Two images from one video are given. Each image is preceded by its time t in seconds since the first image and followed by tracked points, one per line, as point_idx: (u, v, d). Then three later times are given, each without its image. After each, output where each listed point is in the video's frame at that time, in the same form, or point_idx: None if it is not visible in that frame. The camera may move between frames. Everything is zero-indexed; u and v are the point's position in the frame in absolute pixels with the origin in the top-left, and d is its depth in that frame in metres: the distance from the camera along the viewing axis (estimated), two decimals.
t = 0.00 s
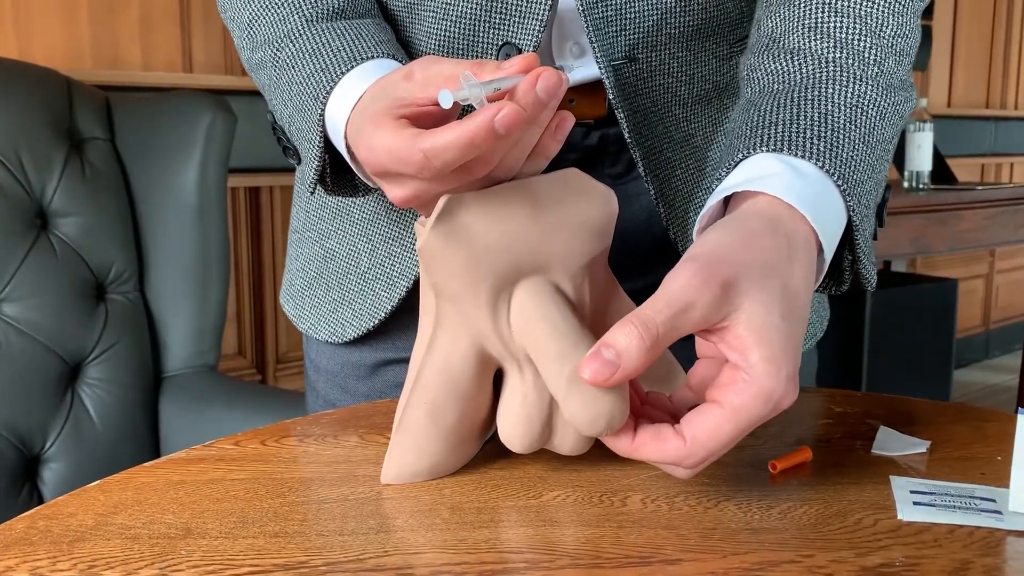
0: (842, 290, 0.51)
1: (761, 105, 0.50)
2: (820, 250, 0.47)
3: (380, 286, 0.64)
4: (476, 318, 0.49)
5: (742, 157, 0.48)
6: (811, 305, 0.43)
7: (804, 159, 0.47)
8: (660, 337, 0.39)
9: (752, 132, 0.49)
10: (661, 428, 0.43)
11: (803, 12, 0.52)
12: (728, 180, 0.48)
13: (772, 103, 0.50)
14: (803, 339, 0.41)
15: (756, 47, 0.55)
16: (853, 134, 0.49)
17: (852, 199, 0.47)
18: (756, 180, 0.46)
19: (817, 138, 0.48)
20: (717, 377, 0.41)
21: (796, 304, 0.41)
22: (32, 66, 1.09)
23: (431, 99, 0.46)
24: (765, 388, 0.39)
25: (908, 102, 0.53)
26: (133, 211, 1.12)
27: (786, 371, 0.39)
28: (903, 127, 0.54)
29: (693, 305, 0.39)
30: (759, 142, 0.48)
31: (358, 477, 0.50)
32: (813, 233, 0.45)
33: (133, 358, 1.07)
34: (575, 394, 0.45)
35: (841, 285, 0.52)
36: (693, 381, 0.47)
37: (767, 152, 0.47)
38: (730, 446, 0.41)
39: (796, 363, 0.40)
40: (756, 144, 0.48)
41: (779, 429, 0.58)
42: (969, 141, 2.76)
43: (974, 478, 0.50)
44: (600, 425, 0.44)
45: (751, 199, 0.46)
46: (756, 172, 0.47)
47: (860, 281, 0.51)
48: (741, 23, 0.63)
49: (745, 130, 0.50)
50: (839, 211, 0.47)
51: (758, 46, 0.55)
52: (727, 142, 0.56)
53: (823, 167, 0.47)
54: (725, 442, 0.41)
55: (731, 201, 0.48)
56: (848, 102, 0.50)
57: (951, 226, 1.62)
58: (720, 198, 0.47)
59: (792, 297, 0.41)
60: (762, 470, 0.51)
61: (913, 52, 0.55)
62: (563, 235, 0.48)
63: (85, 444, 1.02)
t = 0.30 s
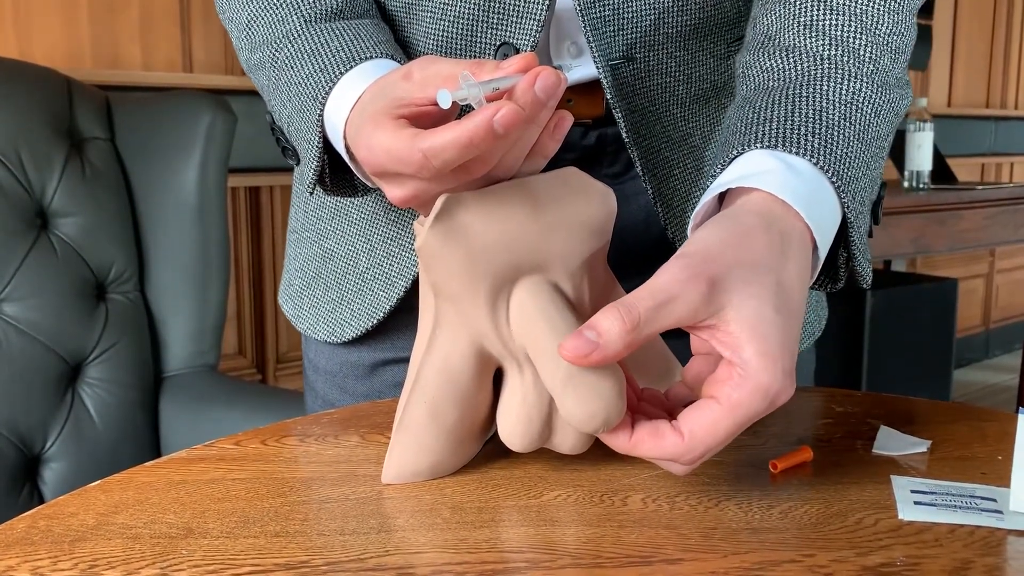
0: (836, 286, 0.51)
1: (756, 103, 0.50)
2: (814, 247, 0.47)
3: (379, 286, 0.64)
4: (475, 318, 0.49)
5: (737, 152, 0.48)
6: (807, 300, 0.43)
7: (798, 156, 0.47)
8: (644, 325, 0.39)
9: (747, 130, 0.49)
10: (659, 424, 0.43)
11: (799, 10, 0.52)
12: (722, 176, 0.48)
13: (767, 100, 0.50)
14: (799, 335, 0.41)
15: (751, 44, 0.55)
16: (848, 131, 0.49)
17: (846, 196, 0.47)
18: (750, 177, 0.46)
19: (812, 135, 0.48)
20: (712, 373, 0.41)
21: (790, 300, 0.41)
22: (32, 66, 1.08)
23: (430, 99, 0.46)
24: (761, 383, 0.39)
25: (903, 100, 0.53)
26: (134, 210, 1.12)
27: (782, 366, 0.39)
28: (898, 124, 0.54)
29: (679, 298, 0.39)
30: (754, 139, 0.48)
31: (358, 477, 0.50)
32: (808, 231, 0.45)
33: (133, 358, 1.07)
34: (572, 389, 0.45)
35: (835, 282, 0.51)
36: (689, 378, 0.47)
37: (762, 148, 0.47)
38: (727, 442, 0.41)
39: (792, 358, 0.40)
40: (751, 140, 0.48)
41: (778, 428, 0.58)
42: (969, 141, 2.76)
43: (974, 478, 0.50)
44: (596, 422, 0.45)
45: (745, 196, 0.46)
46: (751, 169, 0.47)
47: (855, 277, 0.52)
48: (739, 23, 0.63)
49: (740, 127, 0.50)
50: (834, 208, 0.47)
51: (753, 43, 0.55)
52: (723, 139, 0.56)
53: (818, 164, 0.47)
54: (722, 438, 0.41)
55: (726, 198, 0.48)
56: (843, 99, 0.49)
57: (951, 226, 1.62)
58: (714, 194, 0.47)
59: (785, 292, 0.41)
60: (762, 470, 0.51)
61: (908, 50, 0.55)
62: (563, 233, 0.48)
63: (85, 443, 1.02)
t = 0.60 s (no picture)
0: (834, 286, 0.51)
1: (753, 102, 0.50)
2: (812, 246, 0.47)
3: (377, 288, 0.64)
4: (476, 318, 0.49)
5: (734, 151, 0.48)
6: (803, 300, 0.43)
7: (794, 153, 0.48)
8: (639, 328, 0.39)
9: (743, 128, 0.49)
10: (657, 425, 0.43)
11: (796, 9, 0.52)
12: (719, 175, 0.48)
13: (764, 99, 0.50)
14: (796, 333, 0.41)
15: (749, 44, 0.55)
16: (845, 129, 0.49)
17: (843, 194, 0.47)
18: (747, 175, 0.46)
19: (809, 134, 0.48)
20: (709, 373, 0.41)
21: (786, 299, 0.41)
22: (33, 66, 1.08)
23: (434, 96, 0.46)
24: (759, 382, 0.39)
25: (900, 99, 0.53)
26: (134, 211, 1.12)
27: (779, 364, 0.39)
28: (895, 123, 0.54)
29: (674, 299, 0.39)
30: (750, 138, 0.48)
31: (359, 478, 0.50)
32: (805, 231, 0.45)
33: (134, 359, 1.07)
34: (571, 392, 0.45)
35: (833, 281, 0.51)
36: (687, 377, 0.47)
37: (759, 146, 0.48)
38: (726, 441, 0.41)
39: (789, 356, 0.40)
40: (748, 139, 0.48)
41: (778, 429, 0.58)
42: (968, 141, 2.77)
43: (974, 478, 0.50)
44: (595, 424, 0.45)
45: (740, 194, 0.46)
46: (748, 168, 0.47)
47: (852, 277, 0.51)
48: (737, 23, 0.63)
49: (737, 126, 0.50)
50: (831, 206, 0.47)
51: (751, 43, 0.55)
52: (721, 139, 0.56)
53: (815, 162, 0.47)
54: (720, 437, 0.41)
55: (723, 197, 0.48)
56: (841, 98, 0.50)
57: (951, 226, 1.62)
58: (712, 193, 0.47)
59: (781, 291, 0.41)
60: (762, 470, 0.51)
61: (905, 50, 0.55)
62: (564, 234, 0.48)
63: (86, 444, 1.02)
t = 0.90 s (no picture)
0: (830, 285, 0.51)
1: (747, 100, 0.50)
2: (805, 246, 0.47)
3: (373, 289, 0.64)
4: (472, 317, 0.49)
5: (727, 150, 0.48)
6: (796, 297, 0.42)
7: (786, 151, 0.47)
8: (629, 326, 0.39)
9: (737, 127, 0.49)
10: (647, 424, 0.43)
11: (791, 8, 0.52)
12: (713, 174, 0.48)
13: (758, 97, 0.50)
14: (789, 329, 0.41)
15: (744, 44, 0.55)
16: (838, 127, 0.49)
17: (837, 191, 0.47)
18: (740, 173, 0.46)
19: (803, 131, 0.48)
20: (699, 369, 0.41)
21: (778, 295, 0.41)
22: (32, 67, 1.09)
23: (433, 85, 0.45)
24: (748, 377, 0.39)
25: (895, 97, 0.53)
26: (133, 211, 1.12)
27: (769, 360, 0.39)
28: (891, 121, 0.54)
29: (662, 296, 0.39)
30: (744, 136, 0.48)
31: (359, 479, 0.50)
32: (799, 229, 0.45)
33: (133, 360, 1.07)
34: (563, 395, 0.45)
35: (829, 281, 0.52)
36: (681, 376, 0.47)
37: (750, 144, 0.47)
38: (716, 438, 0.41)
39: (780, 352, 0.40)
40: (741, 138, 0.48)
41: (776, 430, 0.58)
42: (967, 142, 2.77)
43: (974, 479, 0.50)
44: (586, 427, 0.45)
45: (733, 192, 0.46)
46: (742, 166, 0.47)
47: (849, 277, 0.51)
48: (733, 24, 0.63)
49: (731, 125, 0.50)
50: (825, 204, 0.47)
51: (746, 43, 0.55)
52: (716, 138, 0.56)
53: (808, 160, 0.47)
54: (710, 434, 0.41)
55: (718, 195, 0.48)
56: (834, 96, 0.50)
57: (950, 227, 1.62)
58: (706, 191, 0.47)
59: (772, 288, 0.41)
60: (762, 471, 0.51)
61: (900, 49, 0.55)
62: (561, 236, 0.48)
63: (85, 445, 1.02)
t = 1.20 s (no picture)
0: (828, 286, 0.52)
1: (744, 102, 0.50)
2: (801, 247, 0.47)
3: (371, 290, 0.64)
4: (469, 319, 0.49)
5: (724, 152, 0.48)
6: (792, 298, 0.42)
7: (783, 153, 0.48)
8: (624, 327, 0.39)
9: (733, 129, 0.49)
10: (642, 426, 0.43)
11: (788, 9, 0.52)
12: (709, 176, 0.48)
13: (754, 99, 0.50)
14: (782, 329, 0.41)
15: (742, 45, 0.55)
16: (834, 129, 0.49)
17: (833, 194, 0.48)
18: (735, 176, 0.46)
19: (799, 133, 0.48)
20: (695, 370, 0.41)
21: (772, 294, 0.41)
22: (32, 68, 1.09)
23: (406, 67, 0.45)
24: (742, 378, 0.39)
25: (893, 98, 0.53)
26: (133, 212, 1.12)
27: (763, 360, 0.39)
28: (888, 121, 0.54)
29: (656, 299, 0.39)
30: (740, 138, 0.48)
31: (357, 480, 0.50)
32: (795, 232, 0.45)
33: (132, 361, 1.07)
34: (559, 397, 0.45)
35: (828, 282, 0.52)
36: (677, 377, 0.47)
37: (749, 146, 0.48)
38: (712, 439, 0.41)
39: (774, 352, 0.40)
40: (737, 139, 0.48)
41: (775, 431, 0.58)
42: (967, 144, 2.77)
43: (972, 481, 0.50)
44: (582, 429, 0.45)
45: (729, 194, 0.46)
46: (738, 167, 0.47)
47: (847, 278, 0.52)
48: (731, 25, 0.63)
49: (727, 127, 0.50)
50: (821, 205, 0.47)
51: (744, 44, 0.55)
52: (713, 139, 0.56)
53: (804, 162, 0.48)
54: (705, 434, 0.41)
55: (715, 197, 0.48)
56: (830, 98, 0.50)
57: (950, 228, 1.62)
58: (703, 193, 0.48)
59: (766, 288, 0.41)
60: (760, 473, 0.51)
61: (899, 49, 0.55)
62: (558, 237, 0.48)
63: (84, 446, 1.02)
